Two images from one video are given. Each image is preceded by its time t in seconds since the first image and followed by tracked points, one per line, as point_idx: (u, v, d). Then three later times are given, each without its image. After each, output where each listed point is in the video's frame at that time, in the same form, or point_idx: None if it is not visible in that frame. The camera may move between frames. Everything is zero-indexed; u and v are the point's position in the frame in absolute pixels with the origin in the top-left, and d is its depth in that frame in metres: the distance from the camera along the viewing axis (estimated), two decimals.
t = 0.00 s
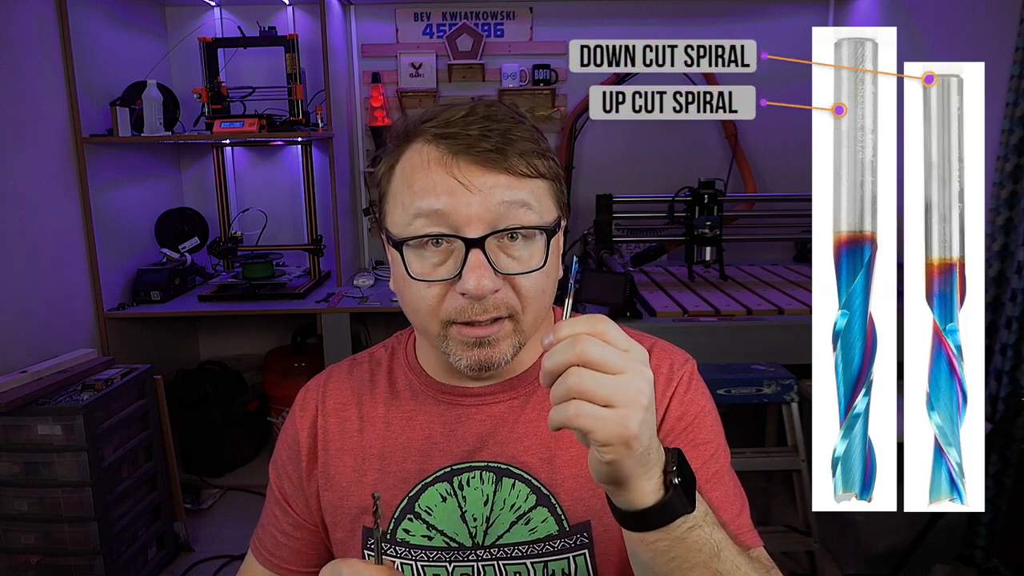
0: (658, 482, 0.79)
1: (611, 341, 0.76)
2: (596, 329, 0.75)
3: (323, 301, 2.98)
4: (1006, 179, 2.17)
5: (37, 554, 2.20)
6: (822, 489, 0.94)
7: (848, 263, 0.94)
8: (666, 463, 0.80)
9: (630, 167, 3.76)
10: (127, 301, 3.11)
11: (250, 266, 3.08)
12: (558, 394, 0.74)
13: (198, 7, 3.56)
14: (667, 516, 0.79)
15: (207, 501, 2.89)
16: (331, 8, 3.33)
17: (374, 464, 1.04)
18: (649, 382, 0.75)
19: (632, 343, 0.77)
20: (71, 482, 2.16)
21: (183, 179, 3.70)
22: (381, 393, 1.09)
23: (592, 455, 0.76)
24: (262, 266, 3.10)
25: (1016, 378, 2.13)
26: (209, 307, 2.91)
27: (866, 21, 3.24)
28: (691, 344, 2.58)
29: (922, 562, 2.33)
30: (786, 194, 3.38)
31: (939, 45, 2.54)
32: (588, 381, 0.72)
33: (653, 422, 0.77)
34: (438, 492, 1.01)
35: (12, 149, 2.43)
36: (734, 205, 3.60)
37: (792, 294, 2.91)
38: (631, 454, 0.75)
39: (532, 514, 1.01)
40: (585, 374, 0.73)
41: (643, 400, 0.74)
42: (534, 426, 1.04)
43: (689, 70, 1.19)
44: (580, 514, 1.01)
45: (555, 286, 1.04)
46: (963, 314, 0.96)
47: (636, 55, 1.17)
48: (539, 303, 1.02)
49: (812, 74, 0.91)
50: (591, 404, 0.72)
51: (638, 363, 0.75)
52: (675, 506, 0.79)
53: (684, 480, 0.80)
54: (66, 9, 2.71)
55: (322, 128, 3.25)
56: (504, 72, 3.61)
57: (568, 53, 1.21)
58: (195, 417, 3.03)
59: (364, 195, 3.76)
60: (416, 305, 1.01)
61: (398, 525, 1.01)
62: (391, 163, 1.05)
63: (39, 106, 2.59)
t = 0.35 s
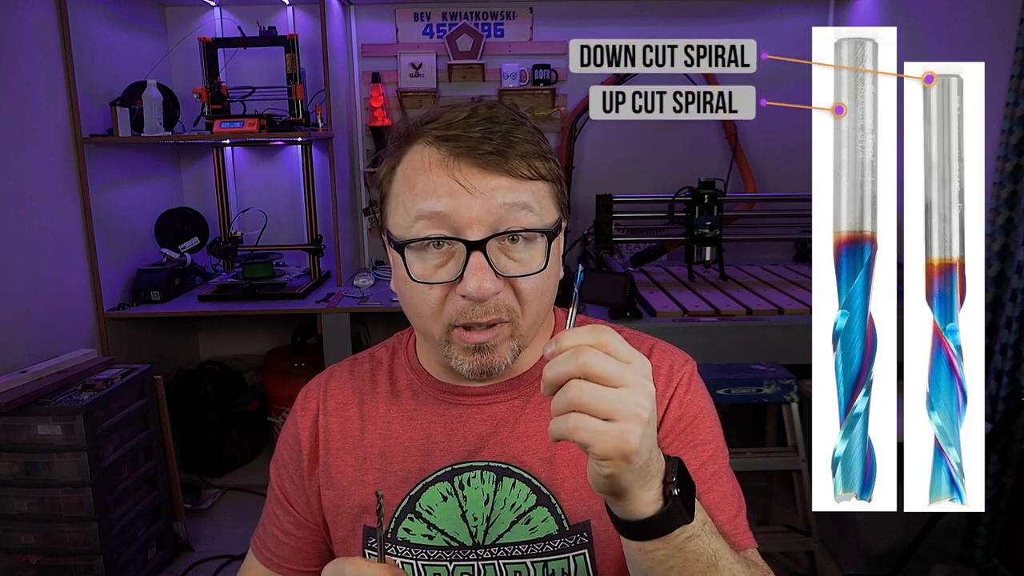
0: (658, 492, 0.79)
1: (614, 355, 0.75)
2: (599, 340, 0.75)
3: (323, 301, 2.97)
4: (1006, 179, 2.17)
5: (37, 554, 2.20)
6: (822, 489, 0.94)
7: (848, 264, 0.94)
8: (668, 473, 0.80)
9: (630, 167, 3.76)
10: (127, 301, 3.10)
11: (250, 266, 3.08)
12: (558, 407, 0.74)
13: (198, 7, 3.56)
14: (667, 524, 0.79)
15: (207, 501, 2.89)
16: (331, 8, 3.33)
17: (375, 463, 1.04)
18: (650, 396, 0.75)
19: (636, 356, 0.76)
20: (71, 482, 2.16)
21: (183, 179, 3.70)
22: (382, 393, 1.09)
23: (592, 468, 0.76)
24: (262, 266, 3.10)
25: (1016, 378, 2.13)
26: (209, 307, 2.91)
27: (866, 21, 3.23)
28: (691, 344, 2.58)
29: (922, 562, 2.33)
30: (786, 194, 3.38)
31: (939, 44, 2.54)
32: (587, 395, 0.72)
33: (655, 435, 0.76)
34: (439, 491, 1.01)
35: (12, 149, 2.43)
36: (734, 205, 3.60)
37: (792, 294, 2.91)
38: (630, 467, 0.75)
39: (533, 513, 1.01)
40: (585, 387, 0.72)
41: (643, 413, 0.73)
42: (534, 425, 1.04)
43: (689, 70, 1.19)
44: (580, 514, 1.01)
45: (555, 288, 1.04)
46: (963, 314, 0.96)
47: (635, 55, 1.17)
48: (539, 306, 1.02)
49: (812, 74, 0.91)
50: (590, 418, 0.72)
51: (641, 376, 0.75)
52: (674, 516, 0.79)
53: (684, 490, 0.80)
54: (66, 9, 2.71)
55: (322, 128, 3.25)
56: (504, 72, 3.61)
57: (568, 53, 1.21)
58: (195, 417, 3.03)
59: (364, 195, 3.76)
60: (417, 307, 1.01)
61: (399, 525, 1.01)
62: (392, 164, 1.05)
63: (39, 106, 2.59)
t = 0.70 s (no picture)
0: (649, 470, 0.79)
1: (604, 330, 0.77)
2: (589, 316, 0.77)
3: (323, 301, 2.97)
4: (1006, 179, 2.17)
5: (37, 554, 2.20)
6: (822, 490, 0.94)
7: (848, 263, 0.94)
8: (659, 454, 0.80)
9: (630, 168, 3.76)
10: (127, 301, 3.10)
11: (250, 266, 3.08)
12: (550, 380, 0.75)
13: (198, 7, 3.56)
14: (658, 504, 0.79)
15: (207, 501, 2.89)
16: (331, 8, 3.33)
17: (376, 462, 1.04)
18: (638, 369, 0.76)
19: (625, 333, 0.78)
20: (70, 482, 2.16)
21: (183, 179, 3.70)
22: (382, 392, 1.09)
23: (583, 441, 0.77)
24: (262, 266, 3.10)
25: (1016, 378, 2.13)
26: (209, 307, 2.91)
27: (866, 20, 3.23)
28: (691, 344, 2.58)
29: (922, 562, 2.33)
30: (786, 194, 3.38)
31: (939, 44, 2.54)
32: (577, 366, 0.74)
33: (644, 409, 0.77)
34: (439, 490, 1.01)
35: (12, 150, 2.43)
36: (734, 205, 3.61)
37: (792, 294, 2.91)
38: (620, 440, 0.75)
39: (534, 512, 1.01)
40: (575, 359, 0.74)
41: (632, 386, 0.75)
42: (535, 425, 1.04)
43: (689, 70, 1.19)
44: (581, 514, 1.01)
45: (557, 284, 1.04)
46: (963, 314, 0.96)
47: (635, 55, 1.17)
48: (541, 301, 1.02)
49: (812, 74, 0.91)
50: (580, 388, 0.74)
51: (630, 350, 0.77)
52: (666, 495, 0.79)
53: (676, 470, 0.80)
54: (66, 9, 2.71)
55: (322, 128, 3.25)
56: (504, 72, 3.61)
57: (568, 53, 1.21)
58: (195, 417, 3.03)
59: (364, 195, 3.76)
60: (420, 301, 1.01)
61: (399, 525, 1.01)
62: (396, 159, 1.05)
63: (39, 106, 2.59)
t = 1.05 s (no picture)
0: (652, 488, 0.79)
1: (609, 350, 0.76)
2: (593, 334, 0.76)
3: (323, 301, 2.98)
4: (1007, 179, 2.17)
5: (37, 554, 2.20)
6: (822, 490, 0.93)
7: (848, 263, 0.94)
8: (663, 471, 0.80)
9: (630, 168, 3.76)
10: (127, 301, 3.10)
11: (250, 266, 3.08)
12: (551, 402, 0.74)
13: (198, 7, 3.56)
14: (660, 521, 0.79)
15: (207, 501, 2.89)
16: (331, 8, 3.33)
17: (377, 462, 1.04)
18: (643, 391, 0.75)
19: (631, 350, 0.76)
20: (70, 482, 2.16)
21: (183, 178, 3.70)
22: (383, 393, 1.09)
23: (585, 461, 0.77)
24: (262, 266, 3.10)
25: (1016, 378, 2.13)
26: (209, 307, 2.91)
27: (866, 21, 3.23)
28: (691, 344, 2.58)
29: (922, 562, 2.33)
30: (786, 194, 3.38)
31: (940, 45, 2.54)
32: (580, 388, 0.73)
33: (647, 431, 0.77)
34: (440, 490, 1.02)
35: (12, 149, 2.43)
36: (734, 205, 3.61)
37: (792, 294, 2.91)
38: (622, 463, 0.75)
39: (535, 513, 1.01)
40: (578, 382, 0.73)
41: (635, 410, 0.74)
42: (536, 424, 1.03)
43: (690, 70, 1.19)
44: (582, 514, 1.00)
45: (559, 287, 1.04)
46: (963, 314, 0.96)
47: (635, 55, 1.16)
48: (544, 304, 1.02)
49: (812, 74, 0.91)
50: (582, 412, 0.73)
51: (634, 371, 0.75)
52: (668, 513, 0.79)
53: (679, 487, 0.79)
54: (66, 9, 2.71)
55: (322, 128, 3.25)
56: (504, 72, 3.61)
57: (569, 53, 1.21)
58: (195, 417, 3.03)
59: (364, 195, 3.76)
60: (423, 305, 1.01)
61: (400, 525, 1.02)
62: (399, 162, 1.05)
63: (39, 106, 2.59)
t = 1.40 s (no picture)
0: (690, 532, 0.79)
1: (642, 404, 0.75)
2: (624, 389, 0.75)
3: (323, 301, 2.98)
4: (1006, 179, 2.17)
5: (37, 554, 2.20)
6: (822, 490, 0.93)
7: (848, 263, 0.94)
8: (698, 511, 0.79)
9: (630, 168, 3.76)
10: (127, 301, 3.10)
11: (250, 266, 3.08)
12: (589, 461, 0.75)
13: (198, 7, 3.56)
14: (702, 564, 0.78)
15: (207, 501, 2.89)
16: (331, 8, 3.33)
17: (375, 462, 1.04)
18: (681, 442, 0.75)
19: (663, 401, 0.76)
20: (70, 482, 2.16)
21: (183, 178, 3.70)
22: (381, 393, 1.09)
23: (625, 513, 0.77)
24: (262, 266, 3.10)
25: (1016, 378, 2.14)
26: (209, 307, 2.91)
27: (867, 21, 3.23)
28: (691, 344, 2.58)
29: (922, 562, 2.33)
30: (786, 194, 3.38)
31: (941, 45, 2.54)
32: (621, 448, 0.73)
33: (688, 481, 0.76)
34: (438, 491, 1.01)
35: (12, 149, 2.43)
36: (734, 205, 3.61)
37: (792, 294, 2.91)
38: (665, 517, 0.75)
39: (534, 515, 1.01)
40: (619, 440, 0.73)
41: (677, 464, 0.73)
42: (535, 425, 1.03)
43: (689, 70, 1.19)
44: (581, 517, 1.00)
45: (554, 287, 1.04)
46: (963, 314, 0.96)
47: (635, 55, 1.16)
48: (536, 301, 1.01)
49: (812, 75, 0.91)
50: (625, 472, 0.73)
51: (669, 423, 0.75)
52: (706, 554, 0.78)
53: (716, 528, 0.79)
54: (66, 9, 2.71)
55: (322, 128, 3.26)
56: (504, 72, 3.61)
57: (568, 53, 1.21)
58: (195, 417, 3.04)
59: (364, 195, 3.76)
60: (414, 287, 1.01)
61: (398, 525, 1.01)
62: (405, 148, 1.07)
63: (39, 106, 2.59)
